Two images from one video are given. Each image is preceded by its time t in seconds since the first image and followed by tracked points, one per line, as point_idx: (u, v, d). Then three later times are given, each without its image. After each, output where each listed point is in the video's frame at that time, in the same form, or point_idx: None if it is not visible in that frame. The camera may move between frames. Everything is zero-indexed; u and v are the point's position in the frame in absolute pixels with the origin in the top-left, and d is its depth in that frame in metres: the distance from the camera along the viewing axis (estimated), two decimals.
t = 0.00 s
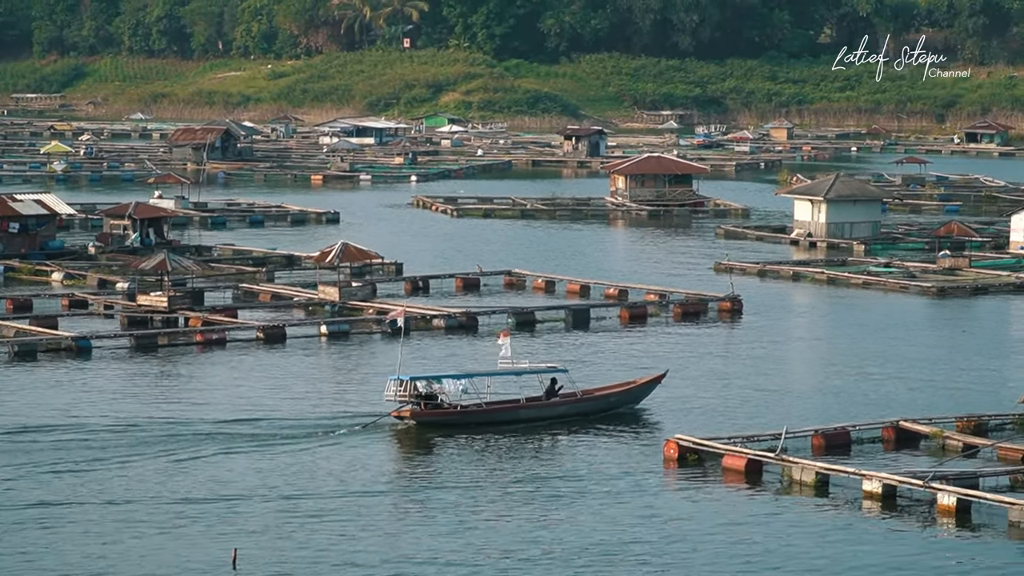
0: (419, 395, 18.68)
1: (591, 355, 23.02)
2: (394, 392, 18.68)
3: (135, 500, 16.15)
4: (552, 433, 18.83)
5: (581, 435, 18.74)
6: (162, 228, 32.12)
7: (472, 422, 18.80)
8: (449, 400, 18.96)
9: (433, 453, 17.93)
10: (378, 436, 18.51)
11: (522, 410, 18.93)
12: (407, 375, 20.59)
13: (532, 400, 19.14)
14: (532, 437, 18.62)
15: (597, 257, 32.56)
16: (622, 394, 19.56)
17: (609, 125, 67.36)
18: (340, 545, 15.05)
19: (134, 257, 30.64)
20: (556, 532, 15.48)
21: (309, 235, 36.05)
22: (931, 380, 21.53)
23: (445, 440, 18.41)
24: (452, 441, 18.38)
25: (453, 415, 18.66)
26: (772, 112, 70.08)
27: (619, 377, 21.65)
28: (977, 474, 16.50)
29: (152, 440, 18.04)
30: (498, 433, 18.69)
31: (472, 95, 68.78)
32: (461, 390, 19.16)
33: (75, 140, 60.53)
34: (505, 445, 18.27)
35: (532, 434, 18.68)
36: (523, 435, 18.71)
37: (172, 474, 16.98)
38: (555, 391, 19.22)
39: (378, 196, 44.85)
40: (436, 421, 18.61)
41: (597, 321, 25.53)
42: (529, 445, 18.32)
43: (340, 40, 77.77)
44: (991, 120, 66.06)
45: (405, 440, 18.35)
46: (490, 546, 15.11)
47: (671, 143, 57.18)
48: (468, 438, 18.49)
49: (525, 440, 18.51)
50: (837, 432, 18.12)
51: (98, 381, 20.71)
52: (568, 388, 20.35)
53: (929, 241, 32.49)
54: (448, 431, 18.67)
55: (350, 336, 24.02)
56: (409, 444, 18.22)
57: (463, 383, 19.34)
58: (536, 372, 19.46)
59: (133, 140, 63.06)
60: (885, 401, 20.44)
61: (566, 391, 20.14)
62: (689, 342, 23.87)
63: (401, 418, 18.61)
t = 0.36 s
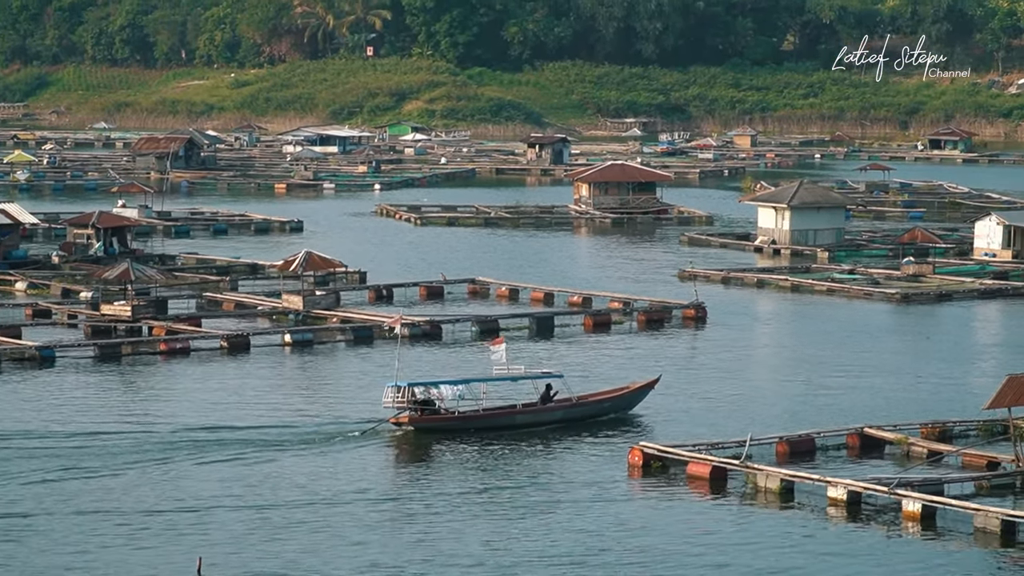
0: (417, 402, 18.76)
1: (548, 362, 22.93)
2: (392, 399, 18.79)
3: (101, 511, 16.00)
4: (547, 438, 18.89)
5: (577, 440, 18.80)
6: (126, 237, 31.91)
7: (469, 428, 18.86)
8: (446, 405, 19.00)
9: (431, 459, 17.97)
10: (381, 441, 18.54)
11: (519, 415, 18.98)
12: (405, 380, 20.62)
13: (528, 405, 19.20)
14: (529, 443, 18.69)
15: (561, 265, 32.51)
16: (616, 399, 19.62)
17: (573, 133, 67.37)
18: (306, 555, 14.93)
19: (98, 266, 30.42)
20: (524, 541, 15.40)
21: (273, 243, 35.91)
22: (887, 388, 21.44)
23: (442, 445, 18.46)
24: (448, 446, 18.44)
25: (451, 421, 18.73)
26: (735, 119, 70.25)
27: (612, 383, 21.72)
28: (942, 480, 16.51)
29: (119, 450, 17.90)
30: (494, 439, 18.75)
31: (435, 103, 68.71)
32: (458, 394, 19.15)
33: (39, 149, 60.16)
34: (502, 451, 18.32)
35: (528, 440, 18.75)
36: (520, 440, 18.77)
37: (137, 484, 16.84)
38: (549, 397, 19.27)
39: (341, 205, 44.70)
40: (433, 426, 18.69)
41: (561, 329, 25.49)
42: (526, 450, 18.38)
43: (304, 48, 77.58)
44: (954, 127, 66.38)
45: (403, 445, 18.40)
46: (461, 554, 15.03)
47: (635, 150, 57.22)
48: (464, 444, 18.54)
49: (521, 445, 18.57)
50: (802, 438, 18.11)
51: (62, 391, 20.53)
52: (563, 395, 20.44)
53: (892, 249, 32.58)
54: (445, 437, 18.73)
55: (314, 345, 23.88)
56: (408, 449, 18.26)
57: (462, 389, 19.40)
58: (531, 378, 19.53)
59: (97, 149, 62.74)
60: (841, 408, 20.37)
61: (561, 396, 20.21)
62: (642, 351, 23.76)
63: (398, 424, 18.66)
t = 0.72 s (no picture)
0: (414, 408, 18.74)
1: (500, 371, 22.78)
2: (390, 406, 18.79)
3: (66, 524, 15.84)
4: (544, 445, 18.90)
5: (574, 447, 18.82)
6: (89, 249, 31.67)
7: (467, 435, 18.86)
8: (444, 413, 19.02)
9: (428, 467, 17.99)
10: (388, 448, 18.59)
11: (516, 421, 19.00)
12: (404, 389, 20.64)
13: (525, 412, 19.22)
14: (526, 449, 18.71)
15: (526, 274, 32.41)
16: (612, 405, 19.63)
17: (537, 142, 67.29)
18: (272, 567, 14.79)
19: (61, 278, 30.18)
20: (492, 551, 15.29)
21: (236, 254, 35.71)
22: (848, 397, 21.33)
23: (441, 452, 18.46)
24: (447, 454, 18.44)
25: (449, 428, 18.72)
26: (699, 127, 70.34)
27: (605, 391, 21.74)
28: (908, 487, 16.46)
29: (85, 462, 17.74)
30: (492, 446, 18.77)
31: (398, 113, 68.58)
32: (456, 402, 19.17)
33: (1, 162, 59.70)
34: (500, 458, 18.34)
35: (526, 447, 18.76)
36: (518, 447, 18.79)
37: (102, 496, 16.66)
38: (546, 403, 19.27)
39: (306, 215, 44.53)
40: (431, 433, 18.68)
41: (526, 337, 25.41)
42: (523, 457, 18.39)
43: (267, 58, 77.27)
44: (918, 133, 66.59)
45: (401, 453, 18.40)
46: (429, 565, 14.92)
47: (599, 159, 57.15)
48: (462, 451, 18.54)
49: (519, 452, 18.58)
50: (767, 446, 18.05)
51: (25, 402, 20.33)
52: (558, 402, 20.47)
53: (856, 256, 32.59)
54: (443, 443, 18.73)
55: (279, 355, 23.74)
56: (405, 457, 18.28)
57: (459, 396, 19.40)
58: (527, 385, 19.54)
59: (59, 161, 62.32)
60: (799, 417, 20.28)
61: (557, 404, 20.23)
62: (596, 361, 23.57)
63: (397, 431, 18.68)
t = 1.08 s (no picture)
0: (413, 419, 18.72)
1: (460, 383, 22.64)
2: (389, 417, 18.77)
3: (34, 539, 15.68)
4: (541, 454, 18.94)
5: (571, 455, 18.87)
6: (54, 263, 31.45)
7: (464, 444, 18.88)
8: (442, 422, 19.02)
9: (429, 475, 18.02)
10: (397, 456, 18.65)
11: (513, 431, 19.04)
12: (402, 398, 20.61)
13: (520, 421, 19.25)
14: (524, 458, 18.76)
15: (491, 286, 32.33)
16: (606, 414, 19.69)
17: (501, 154, 67.23)
18: None
19: (26, 292, 29.97)
20: (463, 564, 15.21)
21: (201, 267, 35.52)
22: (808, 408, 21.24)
23: (439, 463, 18.47)
24: (445, 463, 18.45)
25: (446, 437, 18.73)
26: (664, 138, 70.45)
27: (589, 401, 21.77)
28: (873, 497, 16.43)
29: (53, 477, 17.59)
30: (489, 454, 18.80)
31: (362, 125, 68.49)
32: (453, 412, 19.17)
33: None
34: (499, 466, 18.38)
35: (524, 456, 18.81)
36: (515, 456, 18.83)
37: (70, 511, 16.52)
38: (541, 413, 19.32)
39: (271, 228, 44.35)
40: (429, 443, 18.68)
41: (491, 349, 25.33)
42: (520, 465, 18.44)
43: (231, 71, 77.02)
44: (882, 143, 66.79)
45: (399, 463, 18.40)
46: None
47: (563, 171, 57.07)
48: (461, 461, 18.56)
49: (517, 461, 18.63)
50: (733, 457, 18.00)
51: None
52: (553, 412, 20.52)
53: (821, 267, 32.63)
54: (441, 453, 18.73)
55: (244, 369, 23.61)
56: (402, 466, 18.31)
57: (457, 406, 19.41)
58: (523, 395, 19.58)
59: (22, 175, 61.97)
60: (761, 428, 20.19)
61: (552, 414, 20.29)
62: (551, 374, 23.35)
63: (394, 441, 18.67)
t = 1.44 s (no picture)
0: (413, 432, 18.77)
1: (431, 398, 22.56)
2: (390, 430, 18.82)
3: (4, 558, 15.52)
4: (539, 466, 18.95)
5: (568, 466, 18.88)
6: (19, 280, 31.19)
7: (463, 457, 18.90)
8: (441, 435, 19.04)
9: (429, 488, 18.03)
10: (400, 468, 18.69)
11: (511, 443, 19.05)
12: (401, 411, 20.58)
13: (518, 433, 19.27)
14: (522, 470, 18.78)
15: (457, 301, 32.23)
16: (602, 425, 19.70)
17: (468, 168, 67.15)
18: None
19: None
20: None
21: (167, 283, 35.29)
22: (767, 421, 21.21)
23: (438, 475, 18.49)
24: (443, 475, 18.47)
25: (445, 450, 18.77)
26: (630, 152, 70.50)
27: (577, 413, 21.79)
28: (841, 511, 16.38)
29: (22, 495, 17.41)
30: (488, 466, 18.82)
31: (328, 141, 68.34)
32: (453, 425, 19.20)
33: None
34: (499, 478, 18.39)
35: (522, 468, 18.83)
36: (513, 468, 18.85)
37: (41, 529, 16.35)
38: (538, 425, 19.34)
39: (237, 243, 44.13)
40: (429, 456, 18.72)
41: (458, 364, 25.22)
42: (518, 477, 18.45)
43: (196, 86, 76.78)
44: (848, 157, 66.96)
45: (399, 475, 18.42)
46: None
47: (530, 186, 56.97)
48: (460, 473, 18.58)
49: (516, 473, 18.65)
50: (701, 471, 17.92)
51: None
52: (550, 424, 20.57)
53: (788, 279, 32.63)
54: (440, 466, 18.77)
55: (211, 384, 23.46)
56: (401, 479, 18.31)
57: (456, 418, 19.45)
58: (520, 406, 19.60)
59: None
60: (722, 443, 20.11)
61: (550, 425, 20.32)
62: (521, 389, 23.30)
63: (393, 454, 18.72)
